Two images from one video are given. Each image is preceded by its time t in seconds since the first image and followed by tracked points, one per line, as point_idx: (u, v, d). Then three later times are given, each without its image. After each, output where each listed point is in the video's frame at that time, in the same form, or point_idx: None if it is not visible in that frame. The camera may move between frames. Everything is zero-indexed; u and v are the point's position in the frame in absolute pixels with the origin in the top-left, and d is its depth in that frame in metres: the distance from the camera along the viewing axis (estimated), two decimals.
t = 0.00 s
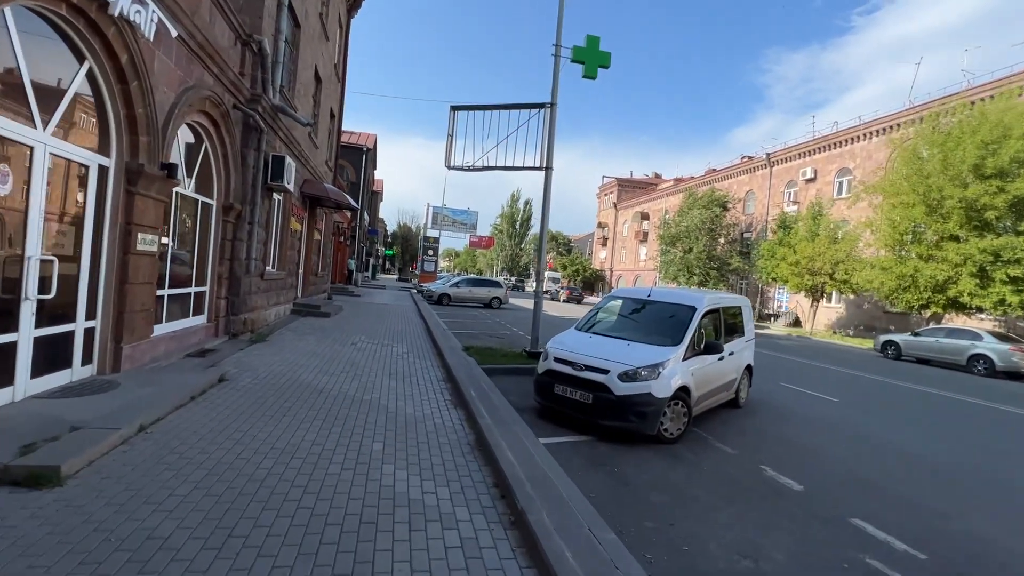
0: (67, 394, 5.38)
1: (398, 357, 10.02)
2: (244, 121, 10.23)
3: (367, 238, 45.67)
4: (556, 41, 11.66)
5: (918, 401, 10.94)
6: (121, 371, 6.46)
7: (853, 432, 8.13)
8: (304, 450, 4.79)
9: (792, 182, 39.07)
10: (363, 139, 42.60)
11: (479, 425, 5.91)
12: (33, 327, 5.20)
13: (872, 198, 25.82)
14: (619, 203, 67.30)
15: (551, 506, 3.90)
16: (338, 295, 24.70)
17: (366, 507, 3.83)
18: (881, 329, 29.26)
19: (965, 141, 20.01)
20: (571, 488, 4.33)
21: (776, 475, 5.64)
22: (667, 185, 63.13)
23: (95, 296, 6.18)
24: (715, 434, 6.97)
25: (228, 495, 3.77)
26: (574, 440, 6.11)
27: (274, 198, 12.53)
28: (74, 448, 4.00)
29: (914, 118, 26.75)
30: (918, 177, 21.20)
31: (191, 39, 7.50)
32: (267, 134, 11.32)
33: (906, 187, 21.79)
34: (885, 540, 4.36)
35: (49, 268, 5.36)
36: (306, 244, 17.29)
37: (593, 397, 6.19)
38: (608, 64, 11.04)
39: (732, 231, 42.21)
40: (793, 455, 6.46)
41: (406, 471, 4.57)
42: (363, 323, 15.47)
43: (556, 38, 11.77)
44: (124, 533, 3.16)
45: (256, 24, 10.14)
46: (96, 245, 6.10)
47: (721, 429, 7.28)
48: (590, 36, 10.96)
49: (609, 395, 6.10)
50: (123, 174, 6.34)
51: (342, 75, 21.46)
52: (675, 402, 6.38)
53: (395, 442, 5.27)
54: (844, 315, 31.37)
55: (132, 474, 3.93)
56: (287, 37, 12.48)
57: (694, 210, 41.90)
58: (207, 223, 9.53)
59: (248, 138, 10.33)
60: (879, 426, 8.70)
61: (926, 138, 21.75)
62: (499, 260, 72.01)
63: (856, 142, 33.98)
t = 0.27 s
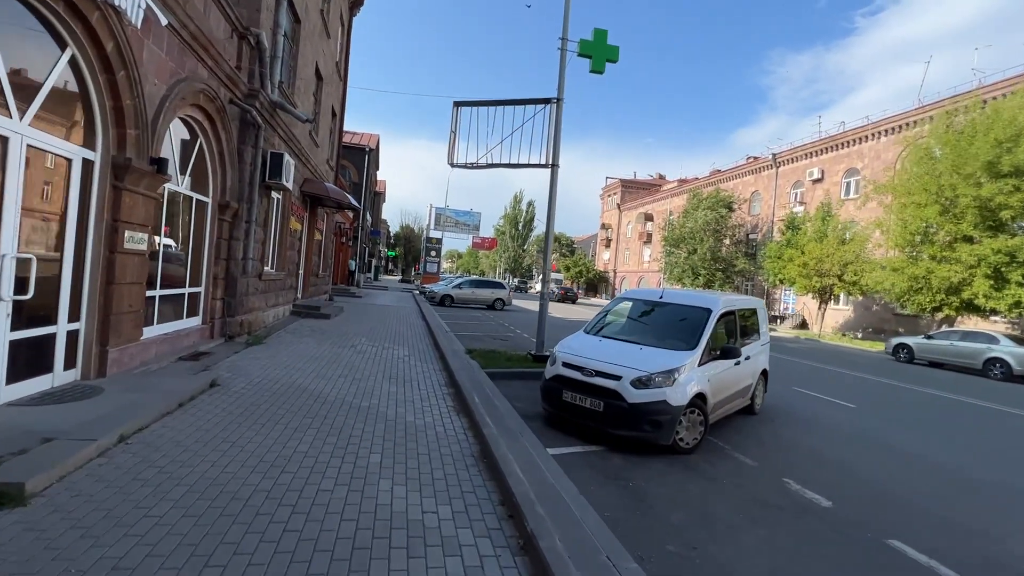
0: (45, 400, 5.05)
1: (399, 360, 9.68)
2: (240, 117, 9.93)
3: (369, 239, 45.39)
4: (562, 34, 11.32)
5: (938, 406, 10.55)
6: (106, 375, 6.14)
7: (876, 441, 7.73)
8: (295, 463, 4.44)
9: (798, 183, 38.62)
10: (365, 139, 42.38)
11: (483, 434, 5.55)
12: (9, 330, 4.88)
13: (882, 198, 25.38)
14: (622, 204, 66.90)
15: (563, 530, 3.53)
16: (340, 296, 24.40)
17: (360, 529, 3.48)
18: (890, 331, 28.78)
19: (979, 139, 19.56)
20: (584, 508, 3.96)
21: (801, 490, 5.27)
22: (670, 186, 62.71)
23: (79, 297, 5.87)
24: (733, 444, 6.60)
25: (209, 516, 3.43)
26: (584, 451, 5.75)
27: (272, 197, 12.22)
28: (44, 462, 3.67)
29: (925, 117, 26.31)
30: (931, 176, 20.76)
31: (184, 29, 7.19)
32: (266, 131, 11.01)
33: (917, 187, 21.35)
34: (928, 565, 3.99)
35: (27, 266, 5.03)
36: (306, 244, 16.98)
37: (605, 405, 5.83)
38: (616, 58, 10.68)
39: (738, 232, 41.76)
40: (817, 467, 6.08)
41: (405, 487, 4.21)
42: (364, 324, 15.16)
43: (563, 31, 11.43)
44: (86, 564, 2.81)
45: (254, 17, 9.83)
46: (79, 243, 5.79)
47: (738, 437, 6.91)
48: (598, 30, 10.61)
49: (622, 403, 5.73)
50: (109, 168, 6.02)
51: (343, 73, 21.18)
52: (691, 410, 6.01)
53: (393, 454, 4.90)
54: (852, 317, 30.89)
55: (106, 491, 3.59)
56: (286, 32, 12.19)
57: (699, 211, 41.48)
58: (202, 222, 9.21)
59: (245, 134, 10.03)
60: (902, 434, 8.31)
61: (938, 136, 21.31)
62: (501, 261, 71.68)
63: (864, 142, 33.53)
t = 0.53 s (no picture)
0: (23, 409, 4.73)
1: (400, 364, 9.35)
2: (238, 112, 9.63)
3: (371, 239, 45.06)
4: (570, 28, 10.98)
5: (957, 413, 10.19)
6: (92, 380, 5.82)
7: (899, 451, 7.38)
8: (288, 480, 4.10)
9: (804, 183, 38.19)
10: (366, 139, 42.08)
11: (490, 446, 5.21)
12: None
13: (891, 199, 24.98)
14: (625, 204, 66.51)
15: (581, 560, 3.19)
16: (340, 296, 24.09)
17: (357, 558, 3.14)
18: (898, 334, 28.37)
19: (992, 139, 19.18)
20: (602, 533, 3.62)
21: (829, 507, 4.93)
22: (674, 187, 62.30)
23: (63, 299, 5.57)
24: (752, 455, 6.26)
25: (190, 543, 3.10)
26: (598, 464, 5.40)
27: (271, 195, 11.92)
28: (11, 480, 3.37)
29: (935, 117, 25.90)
30: (942, 176, 20.37)
31: (177, 19, 6.89)
32: (264, 127, 10.71)
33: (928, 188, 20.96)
34: None
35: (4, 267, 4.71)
36: (306, 244, 16.68)
37: (618, 415, 5.49)
38: (625, 52, 10.35)
39: (742, 233, 41.36)
40: (844, 481, 5.73)
41: (407, 508, 3.86)
42: (364, 326, 14.85)
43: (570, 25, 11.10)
44: None
45: (252, 9, 9.52)
46: (63, 241, 5.48)
47: (757, 448, 6.56)
48: (607, 23, 10.28)
49: (637, 413, 5.40)
50: (95, 163, 5.71)
51: (345, 70, 20.89)
52: (709, 420, 5.67)
53: (394, 469, 4.57)
54: (860, 320, 30.46)
55: (79, 514, 3.27)
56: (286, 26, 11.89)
57: (703, 212, 41.07)
58: (198, 220, 8.90)
59: (242, 130, 9.73)
60: (924, 443, 7.95)
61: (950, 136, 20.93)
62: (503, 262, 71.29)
63: (871, 142, 33.10)
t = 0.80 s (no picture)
0: None
1: (399, 367, 9.06)
2: (234, 107, 9.36)
3: (371, 239, 44.78)
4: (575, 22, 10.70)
5: (973, 419, 9.89)
6: (76, 384, 5.55)
7: (918, 459, 7.10)
8: (278, 496, 3.81)
9: (808, 183, 37.88)
10: (367, 138, 41.81)
11: (493, 457, 4.92)
12: None
13: (897, 199, 24.68)
14: (626, 204, 66.19)
15: None
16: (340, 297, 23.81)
17: None
18: (903, 335, 28.08)
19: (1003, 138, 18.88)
20: (616, 556, 3.33)
21: (853, 524, 4.65)
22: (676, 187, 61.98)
23: (44, 300, 5.30)
24: (767, 465, 5.98)
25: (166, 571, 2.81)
26: (608, 476, 5.11)
27: (268, 192, 11.64)
28: None
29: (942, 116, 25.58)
30: (951, 176, 20.07)
31: (168, 8, 6.62)
32: (260, 123, 10.42)
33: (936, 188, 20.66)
34: None
35: None
36: (305, 243, 16.40)
37: (629, 424, 5.20)
38: (632, 46, 10.06)
39: (745, 233, 41.03)
40: (866, 494, 5.45)
41: (404, 528, 3.57)
42: (364, 327, 14.58)
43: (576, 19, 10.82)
44: None
45: (248, 0, 9.23)
46: (44, 239, 5.20)
47: (773, 458, 6.26)
48: (613, 16, 10.00)
49: (649, 422, 5.10)
50: (79, 157, 5.43)
51: (345, 67, 20.62)
52: (723, 429, 5.39)
53: (392, 483, 4.27)
54: (864, 321, 30.17)
55: (48, 535, 3.00)
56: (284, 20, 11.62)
57: (706, 212, 40.78)
58: (191, 217, 8.61)
59: (238, 125, 9.45)
60: (943, 450, 7.67)
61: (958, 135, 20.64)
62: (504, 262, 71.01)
63: (876, 142, 32.78)
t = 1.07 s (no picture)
0: None
1: (397, 370, 8.67)
2: (225, 98, 8.98)
3: (370, 238, 44.39)
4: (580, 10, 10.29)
5: (994, 424, 9.50)
6: (47, 390, 5.17)
7: (943, 469, 6.72)
8: (257, 516, 3.43)
9: (812, 182, 37.47)
10: (366, 136, 41.38)
11: (495, 469, 4.53)
12: None
13: (904, 198, 24.28)
14: (627, 204, 65.76)
15: None
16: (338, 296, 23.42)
17: None
18: (909, 336, 27.70)
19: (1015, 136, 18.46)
20: None
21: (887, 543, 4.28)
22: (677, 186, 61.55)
23: (12, 298, 4.91)
24: (788, 476, 5.60)
25: None
26: (620, 490, 4.74)
27: (262, 188, 11.24)
28: None
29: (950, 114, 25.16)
30: (961, 174, 19.66)
31: None
32: (253, 115, 10.03)
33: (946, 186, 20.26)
34: None
35: None
36: (301, 241, 16.00)
37: (643, 434, 4.81)
38: (640, 35, 9.66)
39: (748, 233, 40.64)
40: (895, 509, 5.08)
41: (395, 554, 3.18)
42: (361, 327, 14.18)
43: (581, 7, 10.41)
44: None
45: None
46: (10, 233, 4.82)
47: (793, 468, 5.87)
48: (621, 4, 9.60)
49: (665, 432, 4.72)
50: (49, 145, 5.05)
51: (343, 62, 20.24)
52: (744, 440, 5.00)
53: (384, 500, 3.89)
54: (870, 322, 29.78)
55: None
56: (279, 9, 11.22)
57: (708, 212, 40.36)
58: (178, 212, 8.20)
59: (229, 117, 9.06)
60: (967, 458, 7.30)
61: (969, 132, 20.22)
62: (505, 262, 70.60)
63: (881, 140, 32.37)
